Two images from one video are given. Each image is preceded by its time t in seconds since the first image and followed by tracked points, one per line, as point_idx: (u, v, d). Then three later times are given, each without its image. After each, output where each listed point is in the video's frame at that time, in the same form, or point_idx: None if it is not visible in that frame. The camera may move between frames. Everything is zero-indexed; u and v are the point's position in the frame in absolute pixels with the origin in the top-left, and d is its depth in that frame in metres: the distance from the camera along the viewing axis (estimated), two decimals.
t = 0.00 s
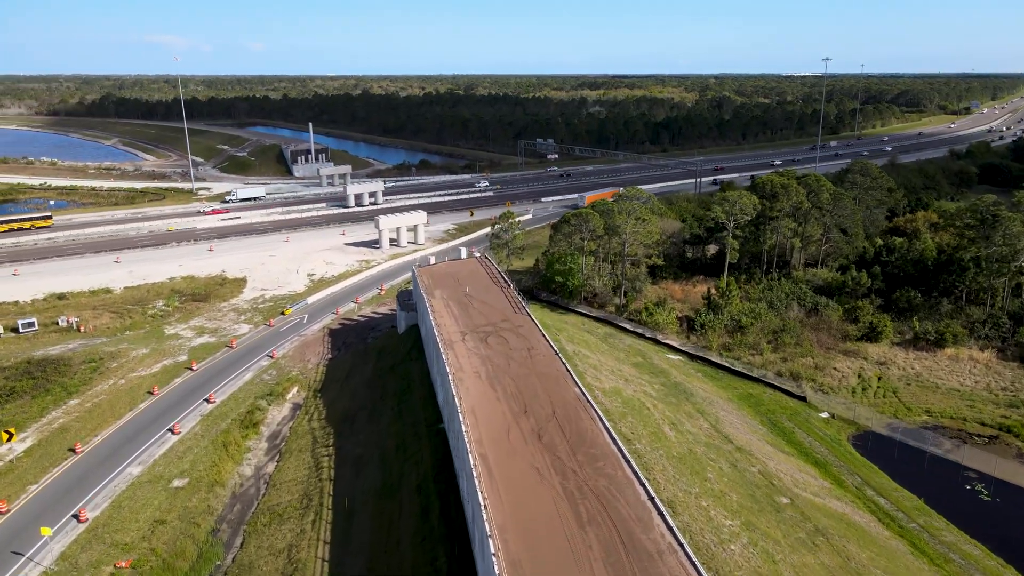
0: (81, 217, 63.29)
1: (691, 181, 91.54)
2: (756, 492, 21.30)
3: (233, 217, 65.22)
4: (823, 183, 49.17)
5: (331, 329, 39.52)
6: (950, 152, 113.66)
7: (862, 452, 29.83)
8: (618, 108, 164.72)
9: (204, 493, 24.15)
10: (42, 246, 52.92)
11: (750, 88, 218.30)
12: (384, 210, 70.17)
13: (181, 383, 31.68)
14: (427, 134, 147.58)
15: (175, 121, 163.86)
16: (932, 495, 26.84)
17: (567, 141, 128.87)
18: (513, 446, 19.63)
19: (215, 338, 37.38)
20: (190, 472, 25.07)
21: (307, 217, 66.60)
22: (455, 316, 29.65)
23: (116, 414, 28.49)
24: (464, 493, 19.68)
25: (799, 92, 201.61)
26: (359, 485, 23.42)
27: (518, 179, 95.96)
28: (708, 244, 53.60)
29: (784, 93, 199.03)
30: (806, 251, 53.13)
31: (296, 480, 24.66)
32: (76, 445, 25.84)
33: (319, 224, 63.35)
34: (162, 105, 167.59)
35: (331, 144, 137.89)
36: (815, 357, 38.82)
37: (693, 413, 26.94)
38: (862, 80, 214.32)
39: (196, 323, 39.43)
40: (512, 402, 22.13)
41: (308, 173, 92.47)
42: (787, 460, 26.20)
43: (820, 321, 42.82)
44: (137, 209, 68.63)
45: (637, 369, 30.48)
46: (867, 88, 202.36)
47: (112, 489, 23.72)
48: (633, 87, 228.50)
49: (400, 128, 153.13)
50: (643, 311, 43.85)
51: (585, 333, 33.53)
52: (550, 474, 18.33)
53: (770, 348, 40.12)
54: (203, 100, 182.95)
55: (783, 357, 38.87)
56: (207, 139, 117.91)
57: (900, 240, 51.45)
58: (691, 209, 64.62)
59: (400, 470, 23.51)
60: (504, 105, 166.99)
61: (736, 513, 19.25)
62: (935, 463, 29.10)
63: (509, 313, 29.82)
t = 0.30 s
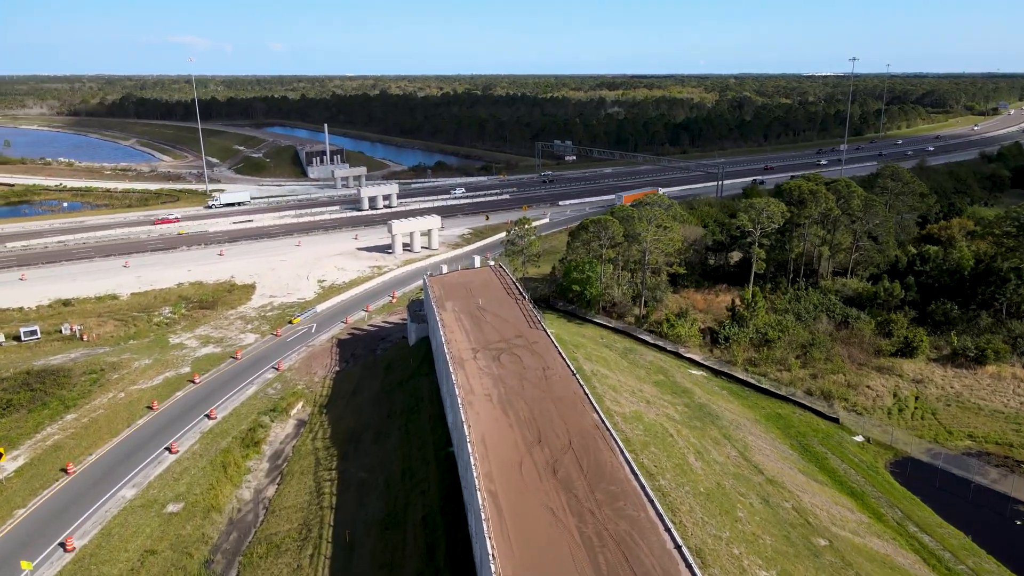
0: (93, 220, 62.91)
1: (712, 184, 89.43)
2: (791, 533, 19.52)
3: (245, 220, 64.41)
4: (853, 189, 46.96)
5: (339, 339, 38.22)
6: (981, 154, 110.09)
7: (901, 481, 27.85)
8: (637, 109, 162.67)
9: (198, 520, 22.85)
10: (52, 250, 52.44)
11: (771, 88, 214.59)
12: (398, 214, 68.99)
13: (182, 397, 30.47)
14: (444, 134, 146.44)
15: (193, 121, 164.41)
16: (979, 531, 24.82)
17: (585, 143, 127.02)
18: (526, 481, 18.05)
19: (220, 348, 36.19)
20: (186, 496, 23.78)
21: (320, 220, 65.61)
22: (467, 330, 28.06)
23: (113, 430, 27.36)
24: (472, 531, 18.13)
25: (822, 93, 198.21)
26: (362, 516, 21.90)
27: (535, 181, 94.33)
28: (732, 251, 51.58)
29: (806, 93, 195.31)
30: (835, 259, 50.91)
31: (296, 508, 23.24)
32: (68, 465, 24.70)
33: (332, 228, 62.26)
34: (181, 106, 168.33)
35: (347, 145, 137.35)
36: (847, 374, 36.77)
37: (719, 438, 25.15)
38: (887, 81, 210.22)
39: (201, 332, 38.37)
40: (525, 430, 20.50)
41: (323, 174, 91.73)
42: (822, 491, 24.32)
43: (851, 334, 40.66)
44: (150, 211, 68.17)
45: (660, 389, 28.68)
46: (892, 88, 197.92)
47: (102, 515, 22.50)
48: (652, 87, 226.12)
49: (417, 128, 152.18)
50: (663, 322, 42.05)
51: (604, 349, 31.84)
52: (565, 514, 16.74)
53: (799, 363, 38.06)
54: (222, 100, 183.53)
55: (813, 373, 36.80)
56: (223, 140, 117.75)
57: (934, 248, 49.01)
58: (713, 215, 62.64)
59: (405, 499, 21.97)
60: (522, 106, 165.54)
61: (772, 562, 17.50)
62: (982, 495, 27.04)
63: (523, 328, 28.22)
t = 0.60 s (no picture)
0: (103, 223, 62.29)
1: (732, 188, 87.20)
2: None
3: (255, 223, 63.45)
4: (885, 196, 44.67)
5: (346, 351, 36.79)
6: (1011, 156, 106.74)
7: (944, 515, 25.79)
8: (654, 109, 160.49)
9: (189, 551, 21.47)
10: (59, 254, 51.77)
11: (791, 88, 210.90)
12: (410, 217, 67.63)
13: (180, 413, 29.21)
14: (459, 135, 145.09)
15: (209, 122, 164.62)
16: None
17: (602, 144, 125.10)
18: (538, 524, 16.42)
19: (223, 360, 34.93)
20: (177, 524, 22.43)
21: (331, 224, 64.45)
22: (478, 347, 26.43)
23: (105, 449, 26.12)
24: None
25: (843, 93, 194.56)
26: (362, 551, 20.37)
27: (552, 183, 92.62)
28: (755, 259, 49.50)
29: (827, 93, 191.68)
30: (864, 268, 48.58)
31: (293, 539, 21.79)
32: (56, 488, 23.47)
33: (343, 232, 61.08)
34: (198, 107, 168.70)
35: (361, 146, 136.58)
36: (881, 392, 34.52)
37: (748, 469, 23.28)
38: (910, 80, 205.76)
39: (204, 342, 37.17)
40: (538, 464, 18.84)
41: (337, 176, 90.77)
42: (860, 528, 22.40)
43: (884, 350, 38.43)
44: (160, 214, 67.51)
45: (682, 411, 26.87)
46: (916, 88, 193.64)
47: (87, 546, 21.18)
48: (669, 87, 223.56)
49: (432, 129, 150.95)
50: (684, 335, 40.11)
51: (622, 366, 30.05)
52: (581, 566, 15.07)
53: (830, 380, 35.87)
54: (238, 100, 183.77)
55: (844, 390, 34.68)
56: (238, 141, 117.37)
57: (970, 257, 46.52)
58: (734, 221, 60.55)
59: (408, 534, 20.41)
60: (538, 106, 163.85)
61: None
62: None
63: (537, 345, 26.57)
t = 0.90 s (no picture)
0: (111, 227, 61.47)
1: (752, 191, 84.91)
2: None
3: (264, 227, 62.35)
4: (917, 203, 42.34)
5: (351, 364, 35.29)
6: None
7: (991, 555, 23.72)
8: (671, 110, 158.10)
9: None
10: (64, 260, 50.96)
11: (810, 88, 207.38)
12: (421, 222, 66.18)
13: (176, 432, 27.82)
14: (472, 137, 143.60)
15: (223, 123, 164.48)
16: None
17: (618, 146, 123.05)
18: None
19: (223, 373, 33.54)
20: (165, 558, 21.00)
21: (340, 228, 63.15)
22: (487, 368, 24.75)
23: (93, 472, 24.74)
24: None
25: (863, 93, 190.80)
26: None
27: (566, 186, 90.75)
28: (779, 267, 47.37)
29: (847, 93, 188.13)
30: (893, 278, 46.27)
31: None
32: (38, 516, 22.11)
33: (353, 237, 59.73)
34: (212, 107, 168.73)
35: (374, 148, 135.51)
36: (916, 413, 32.41)
37: (780, 505, 21.35)
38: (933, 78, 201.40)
39: (205, 353, 35.86)
40: (550, 505, 17.17)
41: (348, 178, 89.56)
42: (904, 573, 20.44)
43: (918, 367, 36.21)
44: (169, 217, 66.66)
45: (706, 437, 24.96)
46: (938, 88, 189.54)
47: None
48: (685, 87, 220.83)
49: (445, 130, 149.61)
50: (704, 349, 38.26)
51: (641, 386, 28.17)
52: None
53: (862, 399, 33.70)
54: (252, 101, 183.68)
55: (877, 412, 32.56)
56: (251, 141, 116.79)
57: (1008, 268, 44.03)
58: (757, 229, 58.30)
59: None
60: (553, 107, 162.03)
61: None
62: None
63: (550, 367, 24.87)
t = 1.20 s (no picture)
0: (117, 230, 60.58)
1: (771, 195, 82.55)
2: None
3: (272, 231, 61.20)
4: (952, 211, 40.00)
5: (356, 378, 33.77)
6: None
7: None
8: (686, 110, 155.67)
9: None
10: (67, 265, 50.07)
11: (829, 88, 203.64)
12: (432, 226, 64.68)
13: (169, 453, 26.39)
14: (485, 137, 142.14)
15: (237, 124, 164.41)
16: None
17: (633, 147, 120.92)
18: None
19: (222, 388, 32.12)
20: None
21: (349, 232, 61.84)
22: (496, 391, 23.08)
23: (79, 498, 23.37)
24: None
25: (883, 93, 187.15)
26: None
27: (581, 189, 88.85)
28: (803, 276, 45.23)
29: (867, 93, 184.31)
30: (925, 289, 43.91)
31: None
32: (17, 548, 20.75)
33: (362, 242, 58.37)
34: (226, 107, 168.77)
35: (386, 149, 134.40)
36: (955, 437, 30.29)
37: (817, 549, 19.47)
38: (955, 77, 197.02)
39: (205, 366, 34.52)
40: (565, 554, 15.50)
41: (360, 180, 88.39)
42: None
43: (956, 388, 33.95)
44: (176, 220, 65.76)
45: (733, 468, 23.05)
46: (961, 87, 185.21)
47: None
48: (701, 88, 217.96)
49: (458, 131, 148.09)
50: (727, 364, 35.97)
51: (662, 408, 26.35)
52: None
53: (897, 422, 31.50)
54: (266, 101, 183.40)
55: (914, 436, 30.39)
56: (263, 142, 116.02)
57: None
58: (779, 236, 56.06)
59: None
60: (567, 107, 160.10)
61: None
62: None
63: (565, 390, 23.18)
